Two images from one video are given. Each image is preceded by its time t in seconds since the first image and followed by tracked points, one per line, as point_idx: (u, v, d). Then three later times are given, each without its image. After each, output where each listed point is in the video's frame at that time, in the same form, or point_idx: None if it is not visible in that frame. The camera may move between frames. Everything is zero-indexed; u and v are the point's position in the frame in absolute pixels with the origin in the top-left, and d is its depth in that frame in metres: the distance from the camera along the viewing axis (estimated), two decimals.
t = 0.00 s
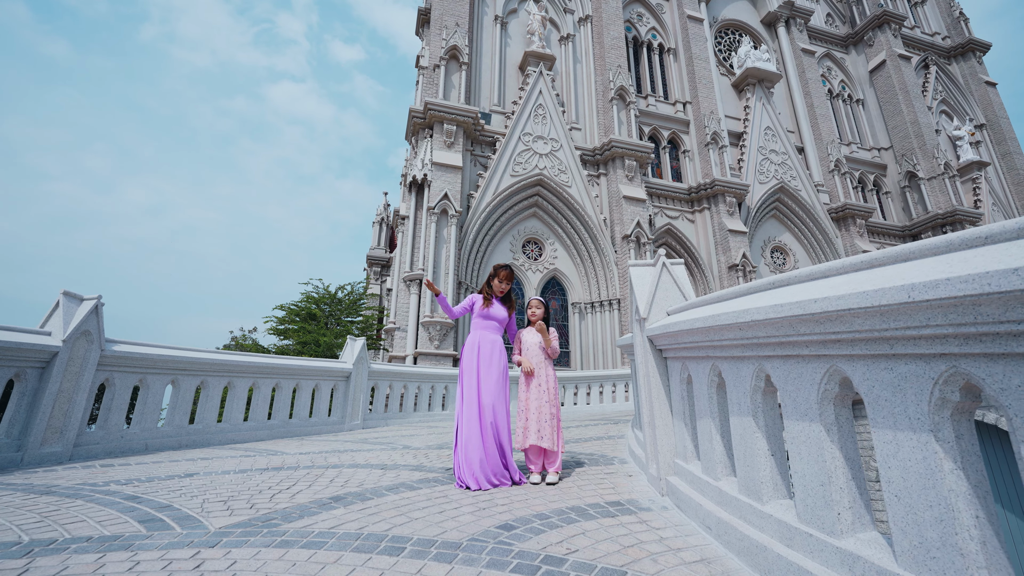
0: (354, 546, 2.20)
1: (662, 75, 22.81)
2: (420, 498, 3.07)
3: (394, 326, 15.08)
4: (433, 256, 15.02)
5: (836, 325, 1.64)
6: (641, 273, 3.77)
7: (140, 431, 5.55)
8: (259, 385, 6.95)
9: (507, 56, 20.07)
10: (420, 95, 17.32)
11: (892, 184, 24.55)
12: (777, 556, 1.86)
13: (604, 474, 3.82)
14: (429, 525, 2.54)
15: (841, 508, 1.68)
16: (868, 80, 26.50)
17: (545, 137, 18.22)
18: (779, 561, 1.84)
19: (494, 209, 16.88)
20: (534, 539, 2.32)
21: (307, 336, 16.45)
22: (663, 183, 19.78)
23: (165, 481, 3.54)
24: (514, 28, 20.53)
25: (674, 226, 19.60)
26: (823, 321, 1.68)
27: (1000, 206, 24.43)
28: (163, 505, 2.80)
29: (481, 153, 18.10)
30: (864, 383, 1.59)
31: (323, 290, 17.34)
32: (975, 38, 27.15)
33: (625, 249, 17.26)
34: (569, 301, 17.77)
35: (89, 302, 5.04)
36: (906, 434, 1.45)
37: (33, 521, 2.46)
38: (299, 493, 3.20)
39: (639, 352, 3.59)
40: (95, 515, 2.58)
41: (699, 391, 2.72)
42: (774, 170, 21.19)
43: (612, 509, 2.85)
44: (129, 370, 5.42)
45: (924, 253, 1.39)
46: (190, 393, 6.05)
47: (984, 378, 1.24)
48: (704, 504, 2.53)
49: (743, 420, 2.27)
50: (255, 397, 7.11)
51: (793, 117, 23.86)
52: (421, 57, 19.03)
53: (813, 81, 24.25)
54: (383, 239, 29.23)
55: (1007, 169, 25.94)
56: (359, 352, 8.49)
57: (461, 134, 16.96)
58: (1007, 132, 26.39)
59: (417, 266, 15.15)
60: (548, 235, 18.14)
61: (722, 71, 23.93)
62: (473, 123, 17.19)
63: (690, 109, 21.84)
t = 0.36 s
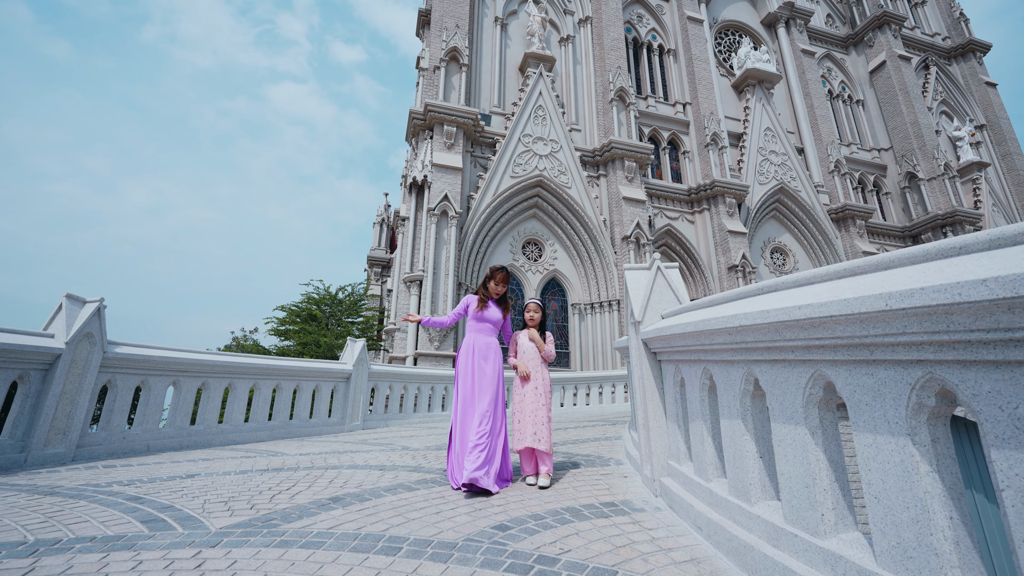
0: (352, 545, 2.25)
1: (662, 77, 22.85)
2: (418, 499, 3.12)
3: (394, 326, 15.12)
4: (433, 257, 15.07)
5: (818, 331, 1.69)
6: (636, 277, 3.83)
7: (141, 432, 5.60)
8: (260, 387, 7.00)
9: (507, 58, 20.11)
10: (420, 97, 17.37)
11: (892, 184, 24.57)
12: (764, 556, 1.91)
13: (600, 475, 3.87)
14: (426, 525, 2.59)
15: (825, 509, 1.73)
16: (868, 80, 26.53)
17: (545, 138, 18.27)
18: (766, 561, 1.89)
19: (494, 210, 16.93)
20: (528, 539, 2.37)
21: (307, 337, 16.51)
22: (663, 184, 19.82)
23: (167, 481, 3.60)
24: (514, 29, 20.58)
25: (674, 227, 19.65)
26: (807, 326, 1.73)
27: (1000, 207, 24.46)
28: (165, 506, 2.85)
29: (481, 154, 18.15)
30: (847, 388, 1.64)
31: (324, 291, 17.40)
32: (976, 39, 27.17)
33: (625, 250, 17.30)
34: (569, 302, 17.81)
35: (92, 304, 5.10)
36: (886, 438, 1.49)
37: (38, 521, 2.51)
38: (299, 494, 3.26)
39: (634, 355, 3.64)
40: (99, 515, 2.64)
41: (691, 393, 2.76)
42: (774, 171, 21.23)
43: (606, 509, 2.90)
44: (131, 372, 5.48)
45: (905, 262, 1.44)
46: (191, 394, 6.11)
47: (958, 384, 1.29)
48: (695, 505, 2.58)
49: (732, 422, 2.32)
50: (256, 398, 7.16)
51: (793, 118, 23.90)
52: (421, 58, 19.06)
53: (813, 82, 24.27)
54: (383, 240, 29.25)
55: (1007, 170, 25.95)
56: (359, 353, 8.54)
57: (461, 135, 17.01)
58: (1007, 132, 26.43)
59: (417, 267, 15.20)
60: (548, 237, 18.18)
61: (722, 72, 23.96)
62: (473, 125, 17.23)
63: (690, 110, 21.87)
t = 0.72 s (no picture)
0: (350, 546, 2.31)
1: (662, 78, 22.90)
2: (416, 501, 3.18)
3: (395, 328, 15.16)
4: (433, 258, 15.12)
5: (802, 338, 1.74)
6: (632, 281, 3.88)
7: (143, 434, 5.65)
8: (260, 389, 7.04)
9: (507, 59, 20.16)
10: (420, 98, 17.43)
11: (892, 185, 24.60)
12: (751, 557, 1.96)
13: (596, 476, 3.93)
14: (423, 527, 2.64)
15: (808, 511, 1.78)
16: (868, 81, 26.58)
17: (545, 139, 18.33)
18: (753, 562, 1.94)
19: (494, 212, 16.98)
20: (523, 541, 2.42)
21: (308, 338, 16.55)
22: (663, 185, 19.88)
23: (170, 483, 3.65)
24: (514, 31, 20.63)
25: (673, 228, 19.70)
26: (792, 334, 1.78)
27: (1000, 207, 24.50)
28: (168, 507, 2.91)
29: (481, 156, 18.20)
30: (829, 394, 1.69)
31: (324, 292, 17.45)
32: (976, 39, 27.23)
33: (624, 251, 17.35)
34: (569, 303, 17.85)
35: (94, 307, 5.15)
36: (866, 443, 1.54)
37: (42, 523, 2.56)
38: (299, 495, 3.31)
39: (629, 359, 3.68)
40: (103, 517, 2.69)
41: (684, 397, 2.81)
42: (774, 172, 21.27)
43: (600, 511, 2.96)
44: (134, 374, 5.53)
45: (884, 272, 1.49)
46: (192, 396, 6.16)
47: (932, 392, 1.34)
48: (687, 506, 2.63)
49: (722, 425, 2.37)
50: (257, 400, 7.20)
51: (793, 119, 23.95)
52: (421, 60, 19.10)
53: (813, 83, 24.32)
54: (384, 241, 29.28)
55: (1007, 171, 25.99)
56: (359, 355, 8.56)
57: (461, 137, 17.06)
58: (1006, 133, 26.48)
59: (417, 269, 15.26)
60: (548, 238, 18.23)
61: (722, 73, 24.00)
62: (473, 127, 17.28)
63: (690, 111, 21.92)
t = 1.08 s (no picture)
0: (350, 545, 2.37)
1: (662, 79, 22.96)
2: (416, 501, 3.24)
3: (395, 328, 15.22)
4: (433, 259, 15.19)
5: (786, 344, 1.81)
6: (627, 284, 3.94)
7: (146, 435, 5.71)
8: (262, 390, 7.09)
9: (507, 60, 20.22)
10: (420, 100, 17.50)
11: (892, 186, 24.65)
12: (738, 555, 2.03)
13: (592, 477, 3.99)
14: (422, 525, 2.70)
15: (793, 511, 1.85)
16: (868, 83, 26.64)
17: (545, 141, 18.40)
18: (740, 560, 2.01)
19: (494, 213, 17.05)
20: (519, 539, 2.49)
21: (309, 339, 16.62)
22: (662, 186, 19.95)
23: (174, 483, 3.72)
24: (515, 32, 20.69)
25: (673, 229, 19.76)
26: (778, 340, 1.84)
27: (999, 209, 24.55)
28: (172, 507, 2.97)
29: (481, 157, 18.26)
30: (812, 398, 1.76)
31: (325, 293, 17.52)
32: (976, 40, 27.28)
33: (624, 252, 17.41)
34: (569, 304, 17.91)
35: (98, 310, 5.23)
36: (846, 445, 1.61)
37: (51, 522, 2.63)
38: (301, 495, 3.38)
39: (625, 361, 3.75)
40: (109, 516, 2.75)
41: (677, 399, 2.87)
42: (774, 173, 21.32)
43: (595, 510, 3.02)
44: (137, 376, 5.60)
45: (864, 282, 1.56)
46: (194, 397, 6.22)
47: (907, 396, 1.40)
48: (679, 506, 2.69)
49: (713, 427, 2.43)
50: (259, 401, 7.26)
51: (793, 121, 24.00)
52: (422, 61, 19.17)
53: (813, 85, 24.37)
54: (385, 242, 29.35)
55: (1007, 172, 26.04)
56: (359, 356, 8.60)
57: (461, 139, 17.13)
58: (1006, 134, 26.53)
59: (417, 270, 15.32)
60: (548, 239, 18.29)
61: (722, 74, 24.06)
62: (473, 128, 17.35)
63: (690, 113, 21.98)
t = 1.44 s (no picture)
0: (352, 539, 2.44)
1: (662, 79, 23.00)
2: (417, 498, 3.30)
3: (395, 328, 15.27)
4: (433, 259, 15.26)
5: (773, 345, 1.87)
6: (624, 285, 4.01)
7: (150, 434, 5.77)
8: (264, 389, 7.16)
9: (507, 61, 20.27)
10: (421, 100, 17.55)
11: (891, 186, 24.69)
12: (728, 549, 2.09)
13: (590, 475, 4.05)
14: (422, 521, 2.77)
15: (780, 505, 1.92)
16: (868, 82, 26.68)
17: (545, 141, 18.46)
18: (730, 554, 2.08)
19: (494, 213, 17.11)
20: (517, 535, 2.55)
21: (310, 339, 16.68)
22: (662, 186, 20.00)
23: (179, 481, 3.78)
24: (515, 33, 20.74)
25: (673, 229, 19.82)
26: (765, 341, 1.91)
27: (999, 208, 24.60)
28: (178, 504, 3.04)
29: (481, 157, 18.32)
30: (799, 397, 1.82)
31: (326, 293, 17.58)
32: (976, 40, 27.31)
33: (624, 252, 17.48)
34: (569, 303, 17.98)
35: (103, 310, 5.29)
36: (829, 443, 1.68)
37: (61, 517, 2.69)
38: (303, 492, 3.45)
39: (621, 361, 3.81)
40: (117, 512, 2.82)
41: (671, 398, 2.94)
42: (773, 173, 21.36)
43: (592, 507, 3.09)
44: (141, 376, 5.66)
45: (846, 284, 1.62)
46: (197, 397, 6.28)
47: (885, 395, 1.47)
48: (673, 502, 2.76)
49: (705, 425, 2.50)
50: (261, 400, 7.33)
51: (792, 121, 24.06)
52: (422, 62, 19.21)
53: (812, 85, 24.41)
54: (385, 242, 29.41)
55: (1006, 171, 26.09)
56: (360, 356, 8.65)
57: (461, 139, 17.18)
58: (1006, 133, 26.57)
59: (418, 270, 15.39)
60: (548, 239, 18.36)
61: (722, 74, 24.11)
62: (473, 129, 17.40)
63: (689, 113, 22.03)
